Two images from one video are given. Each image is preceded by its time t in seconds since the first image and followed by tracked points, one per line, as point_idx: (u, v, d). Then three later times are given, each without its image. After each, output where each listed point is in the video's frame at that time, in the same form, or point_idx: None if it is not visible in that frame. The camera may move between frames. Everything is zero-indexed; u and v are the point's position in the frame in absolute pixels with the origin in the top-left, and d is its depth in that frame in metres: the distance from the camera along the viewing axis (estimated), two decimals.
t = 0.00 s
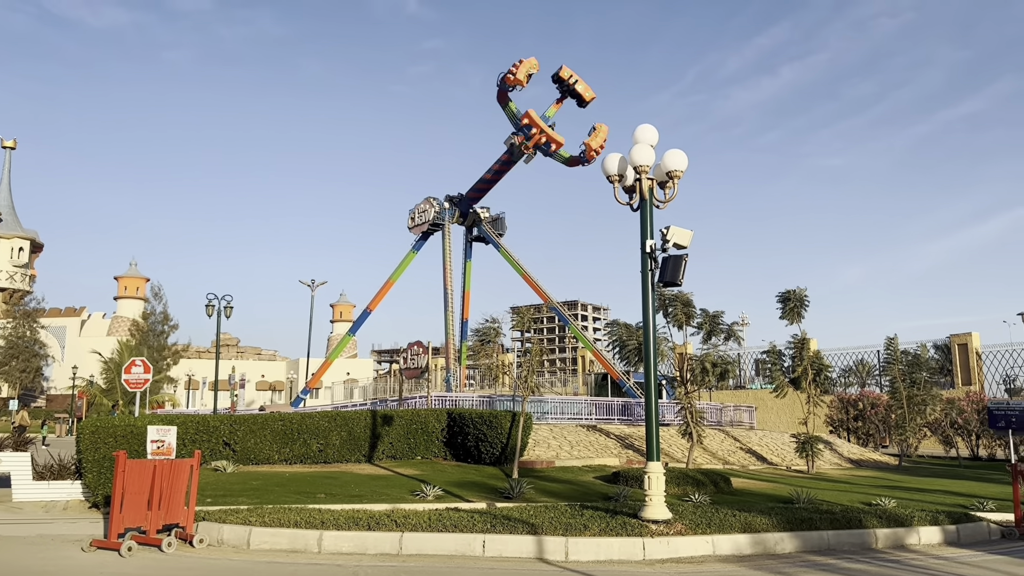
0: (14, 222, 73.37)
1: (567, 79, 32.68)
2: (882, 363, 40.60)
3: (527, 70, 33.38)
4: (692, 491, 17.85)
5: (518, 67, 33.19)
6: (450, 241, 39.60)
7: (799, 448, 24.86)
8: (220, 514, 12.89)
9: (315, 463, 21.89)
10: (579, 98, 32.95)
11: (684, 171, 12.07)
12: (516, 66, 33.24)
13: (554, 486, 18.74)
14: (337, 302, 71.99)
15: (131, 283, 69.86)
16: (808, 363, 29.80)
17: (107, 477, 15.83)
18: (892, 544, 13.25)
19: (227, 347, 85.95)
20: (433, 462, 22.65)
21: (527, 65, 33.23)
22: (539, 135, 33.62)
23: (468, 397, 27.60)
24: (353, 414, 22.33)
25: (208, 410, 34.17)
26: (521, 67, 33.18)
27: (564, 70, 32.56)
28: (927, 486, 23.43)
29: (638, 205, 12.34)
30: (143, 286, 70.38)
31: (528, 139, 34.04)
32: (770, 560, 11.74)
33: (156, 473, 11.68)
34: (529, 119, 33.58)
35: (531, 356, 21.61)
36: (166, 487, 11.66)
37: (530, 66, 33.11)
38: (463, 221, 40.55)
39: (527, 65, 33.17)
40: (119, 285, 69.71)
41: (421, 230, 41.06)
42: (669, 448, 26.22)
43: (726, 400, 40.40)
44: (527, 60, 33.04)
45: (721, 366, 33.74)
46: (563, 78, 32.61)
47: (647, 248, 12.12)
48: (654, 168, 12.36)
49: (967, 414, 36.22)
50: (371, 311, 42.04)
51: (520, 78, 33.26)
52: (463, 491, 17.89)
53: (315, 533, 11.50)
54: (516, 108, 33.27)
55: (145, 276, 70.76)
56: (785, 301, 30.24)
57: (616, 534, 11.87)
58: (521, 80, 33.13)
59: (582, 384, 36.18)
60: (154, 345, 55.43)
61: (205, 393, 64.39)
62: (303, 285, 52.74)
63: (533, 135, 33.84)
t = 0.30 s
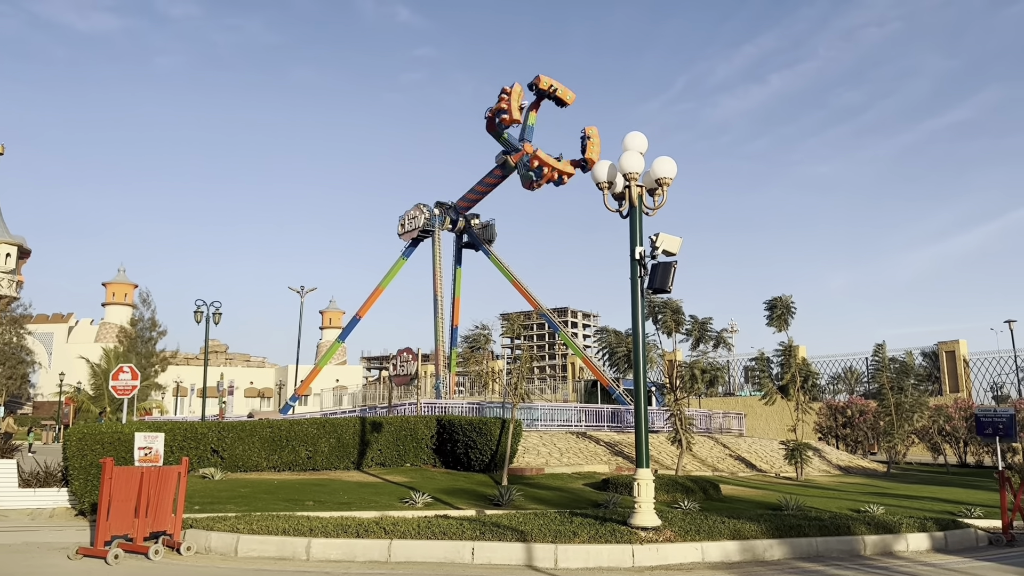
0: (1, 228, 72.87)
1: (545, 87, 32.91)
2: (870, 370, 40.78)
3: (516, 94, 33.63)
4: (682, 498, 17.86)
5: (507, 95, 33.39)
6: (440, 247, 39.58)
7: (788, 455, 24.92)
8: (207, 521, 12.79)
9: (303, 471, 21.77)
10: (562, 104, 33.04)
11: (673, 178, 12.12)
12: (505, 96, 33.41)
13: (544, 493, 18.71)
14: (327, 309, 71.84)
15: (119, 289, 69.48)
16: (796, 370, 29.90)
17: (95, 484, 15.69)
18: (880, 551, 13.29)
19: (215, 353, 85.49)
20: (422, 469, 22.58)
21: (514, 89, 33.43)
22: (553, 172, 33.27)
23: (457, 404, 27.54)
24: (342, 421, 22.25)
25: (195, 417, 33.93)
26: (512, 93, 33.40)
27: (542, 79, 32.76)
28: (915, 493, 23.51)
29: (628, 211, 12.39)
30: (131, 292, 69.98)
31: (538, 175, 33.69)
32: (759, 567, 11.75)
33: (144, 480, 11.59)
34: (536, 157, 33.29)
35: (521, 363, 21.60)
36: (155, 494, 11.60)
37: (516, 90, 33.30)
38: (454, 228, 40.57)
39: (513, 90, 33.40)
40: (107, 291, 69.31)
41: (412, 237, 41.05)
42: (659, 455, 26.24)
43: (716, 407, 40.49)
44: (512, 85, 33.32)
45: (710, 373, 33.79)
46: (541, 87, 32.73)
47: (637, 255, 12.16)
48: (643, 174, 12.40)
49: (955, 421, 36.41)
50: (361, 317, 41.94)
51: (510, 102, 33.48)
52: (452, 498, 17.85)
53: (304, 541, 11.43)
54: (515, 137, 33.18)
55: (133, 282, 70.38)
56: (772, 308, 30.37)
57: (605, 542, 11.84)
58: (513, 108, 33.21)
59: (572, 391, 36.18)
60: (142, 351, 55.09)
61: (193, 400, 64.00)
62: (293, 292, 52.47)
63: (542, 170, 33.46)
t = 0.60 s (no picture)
0: None
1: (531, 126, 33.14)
2: (863, 376, 40.90)
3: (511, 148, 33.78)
4: (675, 504, 17.87)
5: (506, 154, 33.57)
6: (434, 254, 39.60)
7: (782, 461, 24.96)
8: (200, 528, 12.76)
9: (297, 477, 21.72)
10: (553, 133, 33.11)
11: (666, 184, 12.18)
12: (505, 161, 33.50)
13: (537, 500, 18.70)
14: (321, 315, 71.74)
15: (112, 296, 69.28)
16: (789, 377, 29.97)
17: (86, 491, 15.64)
18: (873, 556, 13.33)
19: (209, 360, 85.22)
20: (416, 475, 22.55)
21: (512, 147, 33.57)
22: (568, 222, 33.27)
23: (451, 410, 27.51)
24: (335, 428, 22.21)
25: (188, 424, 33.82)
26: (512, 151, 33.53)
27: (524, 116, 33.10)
28: (908, 499, 23.57)
29: (621, 218, 12.44)
30: (124, 299, 69.74)
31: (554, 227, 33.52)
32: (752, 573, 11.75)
33: (135, 487, 11.56)
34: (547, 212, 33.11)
35: (515, 370, 21.61)
36: (146, 501, 11.56)
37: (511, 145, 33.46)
38: (448, 235, 40.63)
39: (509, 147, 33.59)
40: (100, 297, 69.10)
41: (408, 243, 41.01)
42: (652, 461, 26.26)
43: (709, 413, 40.54)
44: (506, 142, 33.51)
45: (704, 379, 33.85)
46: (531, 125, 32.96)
47: (630, 261, 12.21)
48: (637, 181, 12.46)
49: (948, 428, 36.53)
50: (355, 324, 41.91)
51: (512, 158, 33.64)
52: (445, 505, 17.82)
53: (297, 547, 11.41)
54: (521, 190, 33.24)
55: (127, 288, 70.17)
56: (765, 314, 30.47)
57: (598, 547, 11.85)
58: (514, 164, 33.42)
59: (566, 398, 36.20)
60: (135, 358, 54.88)
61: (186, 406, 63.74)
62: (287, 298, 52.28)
63: (556, 225, 33.41)
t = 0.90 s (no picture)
0: None
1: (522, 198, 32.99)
2: (863, 381, 40.88)
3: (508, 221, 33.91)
4: (674, 510, 17.82)
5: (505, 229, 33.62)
6: (433, 259, 39.59)
7: (781, 466, 24.92)
8: (197, 534, 12.72)
9: (295, 484, 21.67)
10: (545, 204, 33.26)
11: (663, 190, 12.20)
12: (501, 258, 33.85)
13: (536, 506, 18.64)
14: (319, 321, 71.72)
15: (110, 301, 69.21)
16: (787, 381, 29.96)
17: (83, 498, 15.60)
18: (872, 561, 13.30)
19: (207, 367, 85.08)
20: (414, 481, 22.49)
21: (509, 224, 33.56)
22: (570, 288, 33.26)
23: (450, 416, 27.48)
24: (333, 433, 22.17)
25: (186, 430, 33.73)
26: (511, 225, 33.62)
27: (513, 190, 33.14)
28: (908, 503, 23.51)
29: (618, 223, 12.45)
30: (122, 305, 69.68)
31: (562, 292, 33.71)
32: None
33: (133, 492, 11.55)
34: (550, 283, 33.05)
35: (514, 375, 21.57)
36: (143, 508, 11.53)
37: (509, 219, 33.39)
38: (446, 241, 40.67)
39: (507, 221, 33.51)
40: (98, 303, 69.03)
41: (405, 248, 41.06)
42: (651, 467, 26.21)
43: (708, 418, 40.51)
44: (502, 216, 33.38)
45: (703, 384, 33.85)
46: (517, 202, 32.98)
47: (628, 266, 12.22)
48: (634, 186, 12.49)
49: (947, 433, 36.49)
50: (353, 329, 41.86)
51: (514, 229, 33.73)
52: (444, 511, 17.77)
53: (294, 554, 11.39)
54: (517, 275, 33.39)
55: (125, 295, 70.13)
56: (763, 319, 30.48)
57: (597, 553, 11.82)
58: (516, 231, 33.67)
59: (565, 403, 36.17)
60: (133, 364, 54.80)
61: (184, 413, 63.62)
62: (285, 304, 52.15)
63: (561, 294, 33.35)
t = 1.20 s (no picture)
0: None
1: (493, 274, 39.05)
2: (866, 385, 40.79)
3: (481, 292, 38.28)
4: (677, 515, 17.78)
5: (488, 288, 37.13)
6: (435, 265, 39.65)
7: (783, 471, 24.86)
8: (199, 540, 12.72)
9: (297, 489, 21.67)
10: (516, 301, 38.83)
11: (665, 194, 12.22)
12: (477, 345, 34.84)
13: (538, 511, 18.60)
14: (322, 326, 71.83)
15: (113, 308, 69.31)
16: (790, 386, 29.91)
17: (86, 504, 15.61)
18: (876, 566, 13.26)
19: (209, 372, 85.13)
20: (416, 487, 22.46)
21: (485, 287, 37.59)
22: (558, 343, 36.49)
23: (452, 421, 27.47)
24: (335, 439, 22.19)
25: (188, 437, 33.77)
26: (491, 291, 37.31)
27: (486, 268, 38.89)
28: (912, 508, 23.42)
29: (620, 227, 12.47)
30: (125, 311, 69.81)
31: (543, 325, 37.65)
32: None
33: (134, 498, 11.55)
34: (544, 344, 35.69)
35: (516, 380, 21.54)
36: (145, 514, 11.55)
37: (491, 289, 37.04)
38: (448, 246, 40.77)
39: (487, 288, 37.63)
40: (101, 309, 69.12)
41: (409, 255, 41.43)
42: (654, 472, 26.18)
43: (710, 423, 40.47)
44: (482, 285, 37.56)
45: (706, 389, 33.82)
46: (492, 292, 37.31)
47: (629, 270, 12.23)
48: (636, 191, 12.50)
49: (950, 437, 36.40)
50: (355, 335, 41.97)
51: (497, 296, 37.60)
52: (446, 516, 17.76)
53: (296, 559, 11.37)
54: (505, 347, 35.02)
55: (128, 301, 70.27)
56: (766, 323, 30.46)
57: (599, 558, 11.79)
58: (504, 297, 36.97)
59: (567, 408, 36.17)
60: (136, 370, 54.88)
61: (187, 419, 63.67)
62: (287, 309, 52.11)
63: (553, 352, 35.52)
